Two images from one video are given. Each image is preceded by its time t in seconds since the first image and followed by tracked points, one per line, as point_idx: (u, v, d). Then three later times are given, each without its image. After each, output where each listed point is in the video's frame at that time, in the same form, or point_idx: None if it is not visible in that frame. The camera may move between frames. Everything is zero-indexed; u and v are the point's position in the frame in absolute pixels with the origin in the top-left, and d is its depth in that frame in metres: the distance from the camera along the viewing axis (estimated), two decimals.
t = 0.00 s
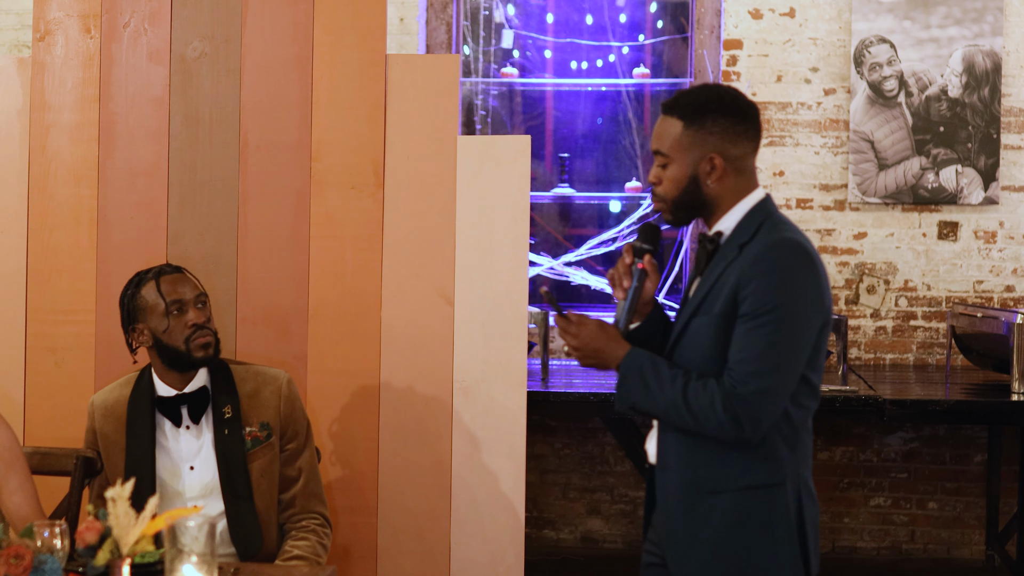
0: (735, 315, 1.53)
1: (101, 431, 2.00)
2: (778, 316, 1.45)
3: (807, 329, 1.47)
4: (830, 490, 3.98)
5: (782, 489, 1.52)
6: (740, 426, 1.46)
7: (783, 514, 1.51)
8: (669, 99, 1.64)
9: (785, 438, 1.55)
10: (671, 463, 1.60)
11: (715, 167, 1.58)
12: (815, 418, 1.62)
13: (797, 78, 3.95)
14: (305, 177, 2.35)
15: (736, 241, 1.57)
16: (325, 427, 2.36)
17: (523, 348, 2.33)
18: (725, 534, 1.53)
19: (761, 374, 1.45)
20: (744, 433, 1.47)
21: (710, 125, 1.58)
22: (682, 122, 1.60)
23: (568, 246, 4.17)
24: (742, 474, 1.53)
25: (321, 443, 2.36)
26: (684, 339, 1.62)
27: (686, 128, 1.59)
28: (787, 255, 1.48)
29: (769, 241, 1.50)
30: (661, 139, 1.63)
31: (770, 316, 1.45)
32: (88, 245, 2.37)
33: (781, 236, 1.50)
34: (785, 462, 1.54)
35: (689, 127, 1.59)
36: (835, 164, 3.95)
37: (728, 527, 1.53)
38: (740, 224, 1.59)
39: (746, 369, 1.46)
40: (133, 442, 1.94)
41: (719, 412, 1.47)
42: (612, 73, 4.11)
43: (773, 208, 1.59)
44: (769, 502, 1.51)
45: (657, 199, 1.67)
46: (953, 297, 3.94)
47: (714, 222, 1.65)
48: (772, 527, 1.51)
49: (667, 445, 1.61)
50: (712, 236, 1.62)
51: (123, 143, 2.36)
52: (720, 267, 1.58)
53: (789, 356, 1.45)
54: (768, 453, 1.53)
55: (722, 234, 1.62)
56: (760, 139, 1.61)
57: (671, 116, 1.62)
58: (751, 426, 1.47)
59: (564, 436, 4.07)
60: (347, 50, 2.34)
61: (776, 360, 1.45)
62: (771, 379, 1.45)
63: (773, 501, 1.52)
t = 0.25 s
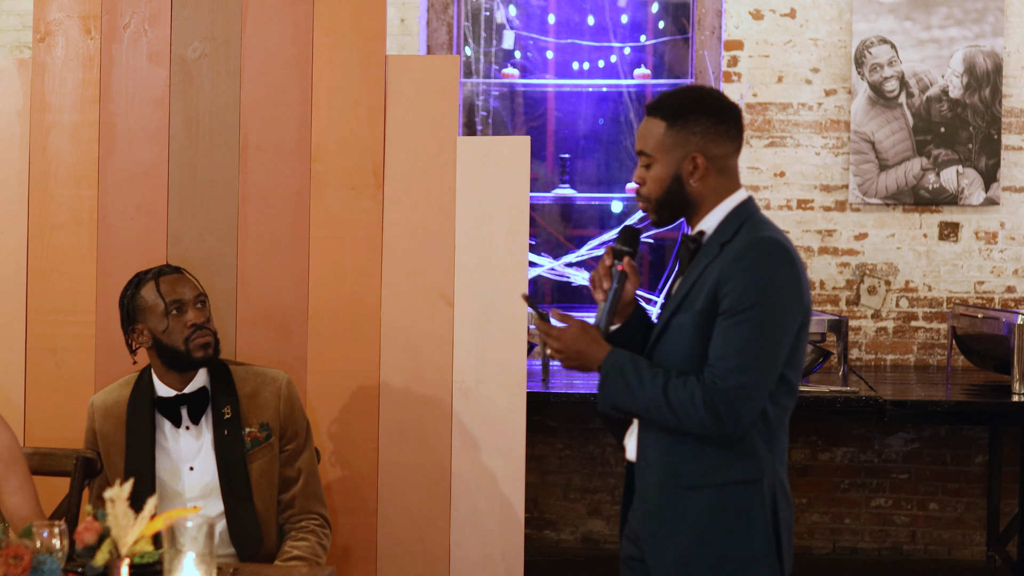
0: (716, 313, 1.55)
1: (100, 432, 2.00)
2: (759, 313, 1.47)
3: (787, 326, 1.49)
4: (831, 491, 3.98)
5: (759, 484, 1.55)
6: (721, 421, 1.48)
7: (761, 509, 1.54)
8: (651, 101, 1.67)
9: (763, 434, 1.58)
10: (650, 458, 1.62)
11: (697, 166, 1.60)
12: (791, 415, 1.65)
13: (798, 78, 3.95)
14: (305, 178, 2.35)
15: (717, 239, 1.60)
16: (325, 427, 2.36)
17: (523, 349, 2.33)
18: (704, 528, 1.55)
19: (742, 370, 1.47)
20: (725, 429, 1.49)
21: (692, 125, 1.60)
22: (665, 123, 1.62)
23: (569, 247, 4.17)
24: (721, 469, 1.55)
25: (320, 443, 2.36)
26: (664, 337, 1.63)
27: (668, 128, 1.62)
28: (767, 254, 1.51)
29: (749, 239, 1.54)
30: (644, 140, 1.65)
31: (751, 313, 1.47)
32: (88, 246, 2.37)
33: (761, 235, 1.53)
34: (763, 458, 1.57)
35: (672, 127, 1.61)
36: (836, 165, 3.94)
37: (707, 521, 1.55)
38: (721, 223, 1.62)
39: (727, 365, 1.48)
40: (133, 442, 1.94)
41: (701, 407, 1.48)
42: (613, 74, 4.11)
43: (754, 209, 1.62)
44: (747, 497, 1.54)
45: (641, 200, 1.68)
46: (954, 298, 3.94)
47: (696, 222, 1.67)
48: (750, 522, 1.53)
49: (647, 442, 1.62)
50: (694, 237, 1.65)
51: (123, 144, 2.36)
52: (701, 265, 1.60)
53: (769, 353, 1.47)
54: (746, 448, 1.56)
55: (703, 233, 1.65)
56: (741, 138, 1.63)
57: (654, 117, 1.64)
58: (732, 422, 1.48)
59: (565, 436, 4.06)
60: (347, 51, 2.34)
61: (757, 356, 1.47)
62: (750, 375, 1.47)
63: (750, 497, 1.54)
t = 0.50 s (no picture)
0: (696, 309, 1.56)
1: (101, 431, 2.00)
2: (739, 308, 1.48)
3: (766, 321, 1.51)
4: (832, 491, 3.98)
5: (738, 479, 1.57)
6: (703, 415, 1.49)
7: (739, 502, 1.56)
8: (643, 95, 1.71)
9: (743, 429, 1.59)
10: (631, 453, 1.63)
11: (672, 163, 1.63)
12: (770, 410, 1.67)
13: (798, 79, 3.95)
14: (305, 178, 2.36)
15: (697, 236, 1.62)
16: (326, 427, 2.37)
17: (523, 348, 2.33)
18: (684, 522, 1.56)
19: (723, 364, 1.48)
20: (707, 423, 1.50)
21: (673, 123, 1.64)
22: (649, 118, 1.66)
23: (569, 247, 4.17)
24: (700, 464, 1.57)
25: (321, 443, 2.36)
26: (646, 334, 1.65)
27: (651, 123, 1.65)
28: (745, 249, 1.52)
29: (728, 235, 1.55)
30: (630, 132, 1.69)
31: (730, 308, 1.49)
32: (89, 246, 2.38)
33: (740, 231, 1.55)
34: (742, 452, 1.58)
35: (655, 122, 1.65)
36: (836, 166, 3.95)
37: (686, 515, 1.56)
38: (701, 220, 1.64)
39: (709, 359, 1.49)
40: (133, 441, 1.94)
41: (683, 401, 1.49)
42: (613, 74, 4.12)
43: (733, 206, 1.65)
44: (726, 491, 1.56)
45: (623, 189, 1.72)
46: (954, 298, 3.94)
47: (677, 220, 1.70)
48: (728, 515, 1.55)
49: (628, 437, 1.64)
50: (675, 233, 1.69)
51: (123, 144, 2.37)
52: (680, 261, 1.62)
53: (749, 346, 1.49)
54: (725, 443, 1.57)
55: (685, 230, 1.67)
56: (724, 141, 1.65)
57: (641, 111, 1.68)
58: (715, 415, 1.49)
59: (565, 437, 4.06)
60: (348, 51, 2.34)
61: (737, 351, 1.48)
62: (732, 369, 1.48)
63: (730, 491, 1.56)
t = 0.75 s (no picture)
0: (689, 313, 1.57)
1: (103, 430, 2.00)
2: (734, 311, 1.49)
3: (760, 321, 1.53)
4: (832, 492, 3.98)
5: (735, 477, 1.58)
6: (709, 420, 1.50)
7: (738, 499, 1.57)
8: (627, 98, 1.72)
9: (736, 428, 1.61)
10: (626, 457, 1.63)
11: (656, 164, 1.64)
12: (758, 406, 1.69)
13: (798, 80, 3.96)
14: (306, 177, 2.36)
15: (683, 238, 1.62)
16: (327, 427, 2.36)
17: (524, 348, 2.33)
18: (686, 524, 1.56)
19: (725, 367, 1.49)
20: (713, 427, 1.51)
21: (655, 124, 1.65)
22: (632, 121, 1.68)
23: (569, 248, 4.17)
24: (697, 464, 1.58)
25: (322, 443, 2.36)
26: (636, 339, 1.65)
27: (634, 124, 1.67)
28: (735, 251, 1.53)
29: (717, 237, 1.56)
30: (615, 134, 1.71)
31: (726, 311, 1.49)
32: (90, 246, 2.38)
33: (727, 233, 1.56)
34: (737, 450, 1.60)
35: (638, 124, 1.67)
36: (836, 166, 3.95)
37: (687, 517, 1.56)
38: (687, 221, 1.65)
39: (710, 364, 1.49)
40: (135, 440, 1.94)
41: (689, 410, 1.49)
42: (613, 75, 4.11)
43: (717, 207, 1.66)
44: (724, 490, 1.57)
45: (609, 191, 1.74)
46: (954, 299, 3.94)
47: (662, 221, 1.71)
48: (728, 514, 1.56)
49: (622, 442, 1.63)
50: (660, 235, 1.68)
51: (124, 144, 2.37)
52: (668, 265, 1.62)
53: (747, 347, 1.50)
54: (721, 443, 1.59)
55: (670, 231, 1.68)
56: (707, 140, 1.66)
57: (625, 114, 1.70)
58: (720, 419, 1.50)
59: (565, 437, 4.06)
60: (349, 51, 2.34)
61: (736, 353, 1.49)
62: (733, 371, 1.49)
63: (728, 489, 1.57)
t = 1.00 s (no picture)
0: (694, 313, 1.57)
1: (104, 431, 2.01)
2: (743, 308, 1.51)
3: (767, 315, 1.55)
4: (832, 493, 3.98)
5: (747, 470, 1.60)
6: (729, 418, 1.51)
7: (752, 492, 1.59)
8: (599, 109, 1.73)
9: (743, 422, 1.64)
10: (636, 461, 1.62)
11: (641, 170, 1.66)
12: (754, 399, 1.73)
13: (798, 80, 3.96)
14: (307, 179, 2.36)
15: (678, 240, 1.63)
16: (328, 428, 2.37)
17: (524, 349, 2.34)
18: (706, 522, 1.56)
19: (741, 363, 1.51)
20: (732, 423, 1.52)
21: (637, 131, 1.67)
22: (611, 130, 1.69)
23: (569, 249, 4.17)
24: (709, 461, 1.59)
25: (322, 444, 2.36)
26: (637, 344, 1.64)
27: (614, 133, 1.68)
28: (737, 248, 1.55)
29: (715, 236, 1.57)
30: (593, 145, 1.72)
31: (736, 308, 1.51)
32: (90, 247, 2.38)
33: (724, 231, 1.58)
34: (745, 444, 1.62)
35: (618, 133, 1.68)
36: (836, 167, 3.95)
37: (707, 515, 1.56)
38: (680, 222, 1.66)
39: (726, 362, 1.50)
40: (136, 440, 1.94)
41: (710, 410, 1.50)
42: (613, 76, 4.09)
43: (703, 206, 1.68)
44: (739, 484, 1.59)
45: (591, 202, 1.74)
46: (954, 299, 3.94)
47: (648, 226, 1.72)
48: (745, 507, 1.58)
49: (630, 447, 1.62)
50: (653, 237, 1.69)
51: (125, 145, 2.37)
52: (666, 268, 1.62)
53: (758, 341, 1.52)
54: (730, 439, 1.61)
55: (661, 233, 1.68)
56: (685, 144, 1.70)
57: (602, 124, 1.71)
58: (740, 414, 1.52)
59: (565, 438, 4.06)
60: (350, 52, 2.34)
61: (749, 349, 1.51)
62: (748, 367, 1.51)
63: (743, 484, 1.59)
